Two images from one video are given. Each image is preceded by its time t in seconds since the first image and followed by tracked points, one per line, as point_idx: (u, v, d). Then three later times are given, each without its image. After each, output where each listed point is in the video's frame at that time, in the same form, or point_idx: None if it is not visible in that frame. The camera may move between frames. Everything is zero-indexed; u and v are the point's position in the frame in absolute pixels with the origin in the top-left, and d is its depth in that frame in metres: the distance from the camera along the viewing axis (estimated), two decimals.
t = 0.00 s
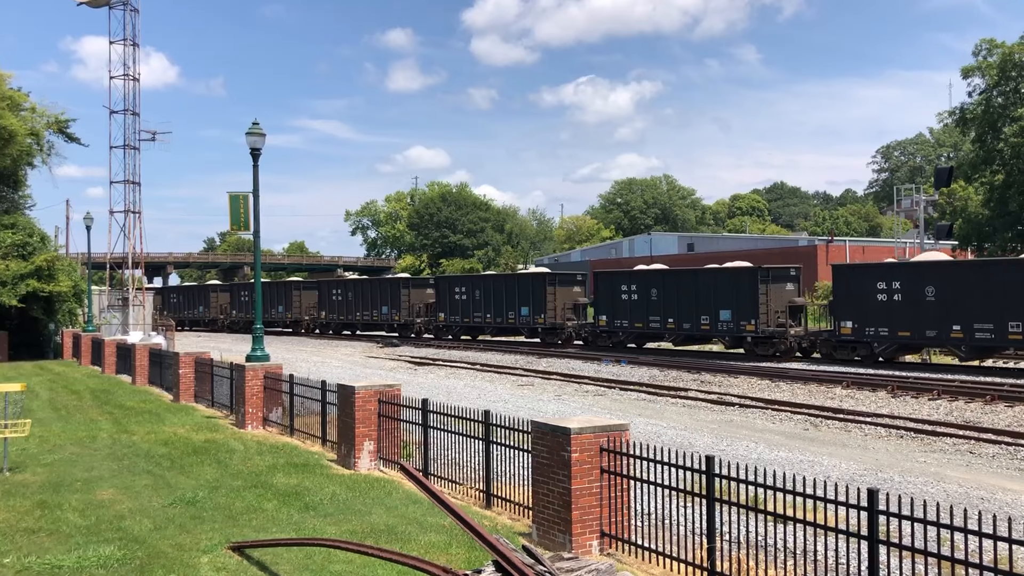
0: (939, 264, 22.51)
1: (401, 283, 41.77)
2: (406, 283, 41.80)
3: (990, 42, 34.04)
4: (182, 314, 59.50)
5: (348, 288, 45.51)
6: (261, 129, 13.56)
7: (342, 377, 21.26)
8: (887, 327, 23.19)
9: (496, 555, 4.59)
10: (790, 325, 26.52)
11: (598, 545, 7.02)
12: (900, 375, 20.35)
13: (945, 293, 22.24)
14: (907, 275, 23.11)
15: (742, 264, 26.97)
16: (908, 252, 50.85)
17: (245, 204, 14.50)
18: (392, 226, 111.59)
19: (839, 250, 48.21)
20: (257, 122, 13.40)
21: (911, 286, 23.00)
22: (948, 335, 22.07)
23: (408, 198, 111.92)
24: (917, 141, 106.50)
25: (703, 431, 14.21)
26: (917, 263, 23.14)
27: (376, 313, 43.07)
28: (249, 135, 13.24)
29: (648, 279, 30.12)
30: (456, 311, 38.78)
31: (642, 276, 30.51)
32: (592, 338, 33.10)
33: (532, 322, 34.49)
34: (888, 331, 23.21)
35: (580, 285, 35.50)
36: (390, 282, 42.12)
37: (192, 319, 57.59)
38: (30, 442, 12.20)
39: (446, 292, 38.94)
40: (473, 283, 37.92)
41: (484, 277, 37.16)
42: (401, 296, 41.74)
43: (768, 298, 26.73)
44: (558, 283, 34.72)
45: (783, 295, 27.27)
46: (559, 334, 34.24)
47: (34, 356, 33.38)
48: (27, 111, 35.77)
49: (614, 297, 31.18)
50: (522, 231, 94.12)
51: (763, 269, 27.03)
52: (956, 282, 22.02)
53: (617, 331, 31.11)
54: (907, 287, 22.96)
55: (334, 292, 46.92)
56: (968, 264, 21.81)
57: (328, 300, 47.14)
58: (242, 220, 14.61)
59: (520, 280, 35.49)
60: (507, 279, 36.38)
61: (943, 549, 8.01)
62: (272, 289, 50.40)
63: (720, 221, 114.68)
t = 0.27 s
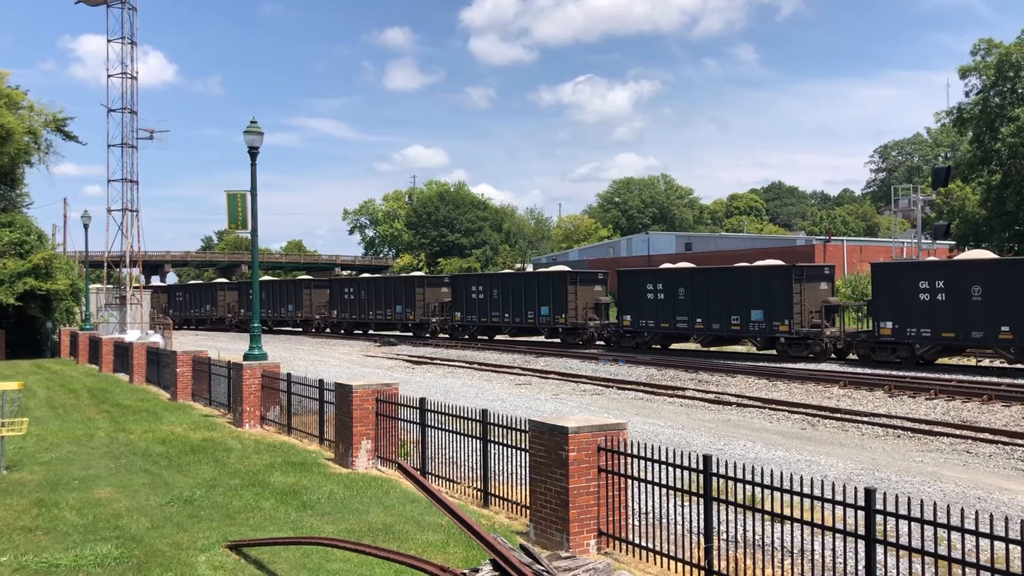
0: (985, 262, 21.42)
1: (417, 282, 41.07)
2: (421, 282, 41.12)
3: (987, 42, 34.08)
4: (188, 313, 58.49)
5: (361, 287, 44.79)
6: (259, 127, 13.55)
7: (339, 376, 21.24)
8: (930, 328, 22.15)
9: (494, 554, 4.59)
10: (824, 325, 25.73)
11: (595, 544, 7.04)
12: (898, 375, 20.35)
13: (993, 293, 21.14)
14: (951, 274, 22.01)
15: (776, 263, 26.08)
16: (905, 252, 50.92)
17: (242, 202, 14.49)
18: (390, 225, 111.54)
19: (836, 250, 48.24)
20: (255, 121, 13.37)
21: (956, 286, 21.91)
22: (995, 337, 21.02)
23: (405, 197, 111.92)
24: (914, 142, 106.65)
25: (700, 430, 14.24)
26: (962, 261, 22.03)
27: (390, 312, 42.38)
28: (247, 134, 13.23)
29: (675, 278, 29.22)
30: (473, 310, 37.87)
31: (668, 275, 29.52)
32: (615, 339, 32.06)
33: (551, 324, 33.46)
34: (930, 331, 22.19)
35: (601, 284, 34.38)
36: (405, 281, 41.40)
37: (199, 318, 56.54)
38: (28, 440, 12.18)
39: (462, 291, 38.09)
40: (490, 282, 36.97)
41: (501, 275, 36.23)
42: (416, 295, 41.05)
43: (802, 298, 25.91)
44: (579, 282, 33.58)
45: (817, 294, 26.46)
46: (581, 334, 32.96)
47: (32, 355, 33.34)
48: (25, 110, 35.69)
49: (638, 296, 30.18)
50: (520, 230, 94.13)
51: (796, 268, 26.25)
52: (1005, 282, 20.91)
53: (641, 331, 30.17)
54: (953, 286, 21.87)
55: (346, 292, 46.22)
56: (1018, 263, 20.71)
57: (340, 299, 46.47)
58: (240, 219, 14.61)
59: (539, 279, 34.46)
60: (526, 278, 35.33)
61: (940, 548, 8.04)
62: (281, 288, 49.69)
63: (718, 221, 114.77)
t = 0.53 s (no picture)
0: None
1: (432, 280, 40.35)
2: (436, 281, 40.40)
3: (985, 43, 34.14)
4: (195, 312, 57.45)
5: (374, 286, 43.99)
6: (258, 127, 13.55)
7: (337, 375, 21.25)
8: (977, 329, 21.44)
9: (493, 555, 4.60)
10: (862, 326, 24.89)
11: (592, 544, 7.04)
12: (896, 376, 20.35)
13: None
14: (1000, 274, 21.28)
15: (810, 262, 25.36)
16: (903, 252, 51.01)
17: (241, 202, 14.48)
18: (388, 224, 111.53)
19: (834, 250, 48.29)
20: (254, 120, 13.37)
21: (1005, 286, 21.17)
22: None
23: (404, 196, 112.00)
24: (912, 142, 106.80)
25: (698, 430, 14.26)
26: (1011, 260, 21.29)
27: (404, 312, 41.56)
28: (246, 133, 13.22)
29: (704, 277, 28.50)
30: (491, 310, 37.06)
31: (696, 275, 28.81)
32: (639, 340, 31.21)
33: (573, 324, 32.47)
34: (977, 333, 21.47)
35: (624, 284, 33.47)
36: (420, 280, 40.67)
37: (206, 317, 55.71)
38: (25, 439, 12.17)
39: (480, 291, 37.24)
40: (509, 281, 36.15)
41: (521, 275, 35.45)
42: (432, 294, 40.29)
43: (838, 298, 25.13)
44: (602, 282, 32.70)
45: (854, 295, 25.62)
46: (604, 335, 31.95)
47: (29, 353, 33.30)
48: (22, 108, 35.65)
49: (665, 297, 29.47)
50: (518, 230, 94.12)
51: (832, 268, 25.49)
52: None
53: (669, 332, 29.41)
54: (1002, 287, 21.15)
55: (358, 291, 45.40)
56: None
57: (352, 298, 45.64)
58: (238, 218, 14.61)
59: (560, 279, 33.61)
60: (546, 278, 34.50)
61: (937, 549, 8.06)
62: (291, 287, 48.76)
63: (716, 220, 114.92)
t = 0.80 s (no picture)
0: None
1: (448, 280, 39.66)
2: (453, 281, 39.73)
3: (983, 45, 34.23)
4: (203, 312, 56.50)
5: (389, 286, 43.21)
6: (256, 126, 13.54)
7: (334, 375, 21.24)
8: None
9: (490, 555, 4.61)
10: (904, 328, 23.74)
11: (590, 544, 7.04)
12: (894, 377, 20.35)
13: None
14: None
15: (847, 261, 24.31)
16: (901, 253, 51.07)
17: (238, 201, 14.46)
18: (386, 224, 111.54)
19: (832, 251, 48.32)
20: (252, 119, 13.37)
21: None
22: None
23: (402, 196, 112.06)
24: (910, 143, 106.95)
25: (696, 431, 14.26)
26: None
27: (420, 312, 40.81)
28: (243, 132, 13.21)
29: (735, 277, 27.59)
30: (509, 311, 36.26)
31: (726, 274, 27.95)
32: (665, 342, 30.32)
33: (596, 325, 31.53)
34: None
35: (648, 285, 32.52)
36: (436, 280, 40.00)
37: (214, 318, 54.81)
38: (22, 438, 12.15)
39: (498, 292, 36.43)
40: (530, 282, 35.36)
41: (542, 275, 34.70)
42: (448, 295, 39.75)
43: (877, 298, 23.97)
44: (626, 282, 31.83)
45: (895, 294, 24.41)
46: (628, 337, 31.05)
47: (26, 353, 33.26)
48: (20, 107, 35.62)
49: (694, 297, 28.61)
50: (516, 230, 94.13)
51: (871, 267, 24.33)
52: None
53: (698, 334, 28.54)
54: None
55: (372, 291, 44.59)
56: None
57: (365, 298, 44.85)
58: (236, 217, 14.60)
59: (582, 279, 32.79)
60: (567, 279, 33.68)
61: (935, 550, 8.07)
62: (303, 286, 47.89)
63: (714, 221, 115.05)
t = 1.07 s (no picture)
0: None
1: (465, 280, 38.50)
2: (469, 281, 38.54)
3: (980, 47, 34.30)
4: (210, 313, 55.22)
5: (403, 286, 42.07)
6: (254, 127, 13.53)
7: (332, 376, 21.23)
8: None
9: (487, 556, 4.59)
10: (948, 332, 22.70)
11: (587, 545, 7.05)
12: (892, 378, 20.35)
13: None
14: None
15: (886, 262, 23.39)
16: (898, 255, 51.12)
17: (236, 202, 14.45)
18: (384, 225, 111.56)
19: (829, 253, 48.34)
20: (250, 120, 13.36)
21: None
22: None
23: (400, 197, 112.07)
24: (908, 145, 107.08)
25: (694, 433, 14.26)
26: None
27: (435, 313, 39.61)
28: (241, 133, 13.21)
29: (768, 278, 26.55)
30: (530, 312, 34.93)
31: (759, 275, 26.90)
32: (695, 345, 29.06)
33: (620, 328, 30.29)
34: None
35: (675, 284, 31.09)
36: (452, 280, 38.80)
37: (222, 318, 53.60)
38: (19, 439, 12.14)
39: (517, 292, 35.14)
40: (550, 282, 33.99)
41: (563, 275, 33.34)
42: (464, 295, 38.46)
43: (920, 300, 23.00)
44: (651, 282, 30.42)
45: (936, 297, 23.42)
46: (654, 339, 29.77)
47: (23, 353, 33.23)
48: (18, 107, 35.59)
49: (724, 299, 27.59)
50: (515, 231, 94.15)
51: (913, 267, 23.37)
52: None
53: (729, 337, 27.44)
54: None
55: (385, 291, 43.44)
56: None
57: (379, 299, 43.69)
58: (233, 218, 14.59)
59: (606, 280, 31.59)
60: (590, 279, 32.48)
61: (932, 551, 8.09)
62: (314, 287, 46.87)
63: (712, 222, 115.15)
